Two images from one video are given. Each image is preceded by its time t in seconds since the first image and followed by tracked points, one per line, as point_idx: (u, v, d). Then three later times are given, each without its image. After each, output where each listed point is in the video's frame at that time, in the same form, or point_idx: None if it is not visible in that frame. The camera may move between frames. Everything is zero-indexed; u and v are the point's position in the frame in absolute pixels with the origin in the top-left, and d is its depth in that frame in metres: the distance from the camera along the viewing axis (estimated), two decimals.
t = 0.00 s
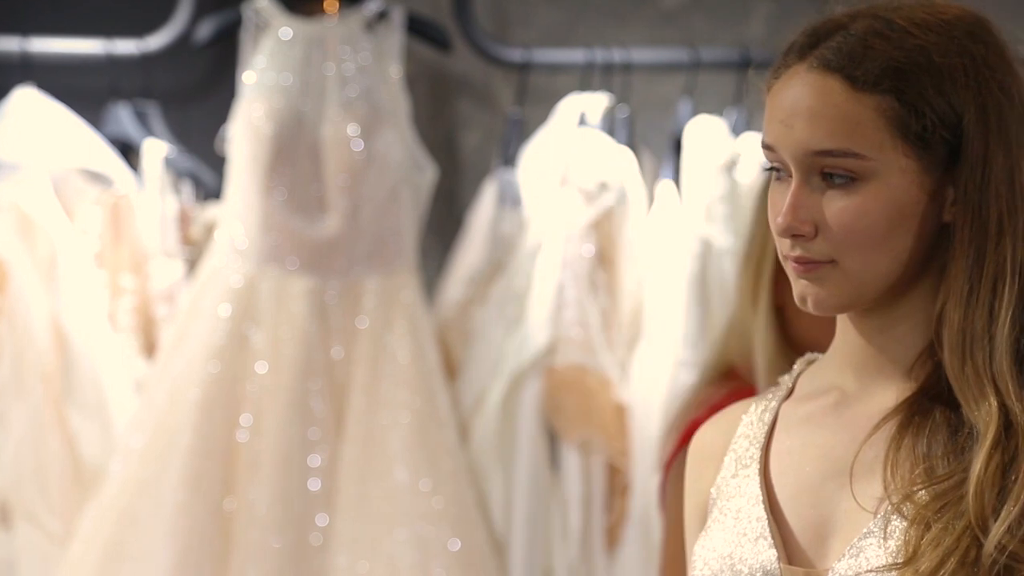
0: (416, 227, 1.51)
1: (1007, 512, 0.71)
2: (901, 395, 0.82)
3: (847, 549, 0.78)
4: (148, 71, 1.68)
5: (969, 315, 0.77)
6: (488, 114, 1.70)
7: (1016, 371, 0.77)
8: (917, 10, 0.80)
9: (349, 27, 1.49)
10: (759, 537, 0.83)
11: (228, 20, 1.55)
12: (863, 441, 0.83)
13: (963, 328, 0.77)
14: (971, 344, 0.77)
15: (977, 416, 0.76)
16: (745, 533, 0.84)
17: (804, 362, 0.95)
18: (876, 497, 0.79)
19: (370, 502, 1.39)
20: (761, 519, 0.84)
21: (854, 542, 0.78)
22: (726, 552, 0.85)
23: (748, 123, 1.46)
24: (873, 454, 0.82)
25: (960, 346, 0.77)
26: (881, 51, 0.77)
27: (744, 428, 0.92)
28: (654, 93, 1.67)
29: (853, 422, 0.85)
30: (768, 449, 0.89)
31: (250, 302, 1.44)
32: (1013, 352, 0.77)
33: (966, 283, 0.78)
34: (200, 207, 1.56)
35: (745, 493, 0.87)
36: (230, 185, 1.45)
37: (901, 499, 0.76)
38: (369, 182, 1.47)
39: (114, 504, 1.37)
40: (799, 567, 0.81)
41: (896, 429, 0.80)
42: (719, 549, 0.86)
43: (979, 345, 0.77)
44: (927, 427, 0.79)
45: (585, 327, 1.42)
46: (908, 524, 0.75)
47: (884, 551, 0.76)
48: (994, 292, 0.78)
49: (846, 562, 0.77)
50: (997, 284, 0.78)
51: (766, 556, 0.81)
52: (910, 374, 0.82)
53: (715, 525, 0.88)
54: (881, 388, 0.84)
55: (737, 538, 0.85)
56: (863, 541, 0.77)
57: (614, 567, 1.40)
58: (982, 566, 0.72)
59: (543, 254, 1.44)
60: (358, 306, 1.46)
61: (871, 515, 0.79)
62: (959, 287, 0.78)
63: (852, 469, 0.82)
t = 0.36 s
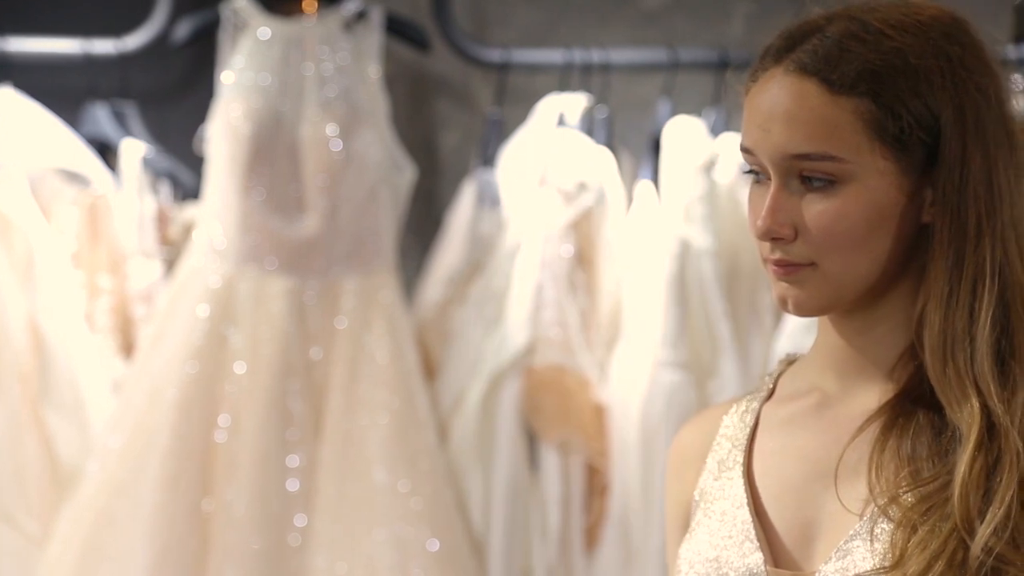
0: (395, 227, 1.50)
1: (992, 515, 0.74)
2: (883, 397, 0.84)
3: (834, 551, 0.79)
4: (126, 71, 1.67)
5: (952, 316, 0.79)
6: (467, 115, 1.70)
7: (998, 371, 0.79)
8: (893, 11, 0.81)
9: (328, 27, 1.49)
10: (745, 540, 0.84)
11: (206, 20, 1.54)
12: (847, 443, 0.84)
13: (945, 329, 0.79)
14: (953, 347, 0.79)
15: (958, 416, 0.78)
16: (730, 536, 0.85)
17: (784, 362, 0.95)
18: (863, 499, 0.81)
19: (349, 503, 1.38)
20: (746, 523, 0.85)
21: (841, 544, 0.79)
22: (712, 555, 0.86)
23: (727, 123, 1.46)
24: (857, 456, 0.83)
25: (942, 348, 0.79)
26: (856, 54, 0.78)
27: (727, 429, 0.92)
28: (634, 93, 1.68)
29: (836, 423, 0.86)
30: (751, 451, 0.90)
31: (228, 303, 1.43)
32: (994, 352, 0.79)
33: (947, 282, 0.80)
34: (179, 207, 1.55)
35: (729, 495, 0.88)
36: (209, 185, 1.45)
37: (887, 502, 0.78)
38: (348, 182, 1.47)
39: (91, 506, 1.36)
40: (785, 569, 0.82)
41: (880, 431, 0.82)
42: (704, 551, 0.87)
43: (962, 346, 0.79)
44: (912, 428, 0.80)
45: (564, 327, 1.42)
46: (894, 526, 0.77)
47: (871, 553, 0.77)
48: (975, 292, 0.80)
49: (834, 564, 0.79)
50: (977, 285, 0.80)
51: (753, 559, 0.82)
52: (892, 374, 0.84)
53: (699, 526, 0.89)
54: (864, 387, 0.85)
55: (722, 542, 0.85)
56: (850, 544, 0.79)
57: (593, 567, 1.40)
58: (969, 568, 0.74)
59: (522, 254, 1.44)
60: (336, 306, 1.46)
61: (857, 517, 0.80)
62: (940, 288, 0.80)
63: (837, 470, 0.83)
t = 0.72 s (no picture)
0: (373, 228, 1.50)
1: (972, 516, 0.76)
2: (862, 397, 0.85)
3: (814, 551, 0.80)
4: (103, 71, 1.67)
5: (932, 314, 0.80)
6: (444, 115, 1.70)
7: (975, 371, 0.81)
8: (882, 11, 0.82)
9: (305, 28, 1.49)
10: (726, 540, 0.84)
11: (183, 20, 1.53)
12: (827, 443, 0.85)
13: (925, 328, 0.80)
14: (933, 345, 0.80)
15: (937, 416, 0.79)
16: (709, 536, 0.85)
17: (759, 362, 0.96)
18: (842, 499, 0.82)
19: (327, 505, 1.38)
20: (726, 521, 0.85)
21: (821, 544, 0.80)
22: (692, 554, 0.86)
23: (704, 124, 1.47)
24: (837, 456, 0.84)
25: (922, 347, 0.80)
26: (841, 50, 0.79)
27: (705, 429, 0.93)
28: (612, 93, 1.68)
29: (814, 423, 0.87)
30: (729, 450, 0.90)
31: (206, 304, 1.42)
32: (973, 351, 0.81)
33: (927, 279, 0.81)
34: (155, 207, 1.54)
35: (708, 494, 0.88)
36: (185, 186, 1.44)
37: (868, 503, 0.78)
38: (326, 182, 1.47)
39: (67, 506, 1.35)
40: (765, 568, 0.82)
41: (859, 433, 0.83)
42: (683, 550, 0.87)
43: (941, 345, 0.80)
44: (891, 429, 0.82)
45: (542, 327, 1.42)
46: (875, 528, 0.78)
47: (852, 554, 0.78)
48: (954, 291, 0.81)
49: (816, 564, 0.79)
50: (957, 284, 0.81)
51: (732, 557, 0.83)
52: (871, 373, 0.85)
53: (678, 525, 0.89)
54: (843, 386, 0.86)
55: (702, 542, 0.86)
56: (830, 544, 0.79)
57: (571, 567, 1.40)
58: (949, 568, 0.76)
59: (500, 255, 1.44)
60: (314, 306, 1.46)
61: (837, 517, 0.81)
62: (920, 284, 0.81)
63: (817, 470, 0.84)
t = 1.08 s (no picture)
0: (354, 227, 1.49)
1: (931, 508, 0.75)
2: (844, 392, 0.86)
3: (785, 544, 0.82)
4: (83, 72, 1.66)
5: (908, 308, 0.81)
6: (425, 115, 1.71)
7: (948, 365, 0.80)
8: (874, 10, 0.83)
9: (285, 29, 1.49)
10: (703, 533, 0.87)
11: (164, 20, 1.53)
12: (806, 439, 0.87)
13: (901, 322, 0.81)
14: (907, 340, 0.80)
15: (907, 408, 0.80)
16: (690, 529, 0.88)
17: (758, 360, 0.98)
18: (816, 494, 0.83)
19: (307, 505, 1.38)
20: (706, 518, 0.87)
21: (792, 539, 0.82)
22: (672, 547, 0.88)
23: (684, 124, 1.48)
24: (814, 452, 0.86)
25: (897, 341, 0.81)
26: (829, 46, 0.81)
27: (699, 427, 0.95)
28: (591, 93, 1.69)
29: (798, 418, 0.89)
30: (720, 446, 0.93)
31: (186, 304, 1.42)
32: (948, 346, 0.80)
33: (905, 274, 0.81)
34: (135, 207, 1.53)
35: (693, 488, 0.90)
36: (166, 186, 1.44)
37: (838, 497, 0.80)
38: (307, 182, 1.46)
39: (47, 506, 1.35)
40: (742, 563, 0.84)
41: (836, 430, 0.84)
42: (666, 543, 0.89)
43: (915, 340, 0.80)
44: (867, 427, 0.82)
45: (522, 327, 1.42)
46: (843, 521, 0.79)
47: (820, 547, 0.79)
48: (931, 286, 0.81)
49: (786, 558, 0.81)
50: (934, 278, 0.81)
51: (709, 553, 0.85)
52: (856, 371, 0.86)
53: (664, 521, 0.91)
54: (829, 383, 0.88)
55: (683, 534, 0.88)
56: (799, 537, 0.81)
57: (551, 567, 1.41)
58: (908, 560, 0.75)
59: (480, 255, 1.44)
60: (295, 306, 1.45)
61: (810, 512, 0.82)
62: (899, 279, 0.81)
63: (794, 466, 0.86)
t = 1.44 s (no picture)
0: (326, 226, 1.48)
1: (888, 505, 0.76)
2: (818, 385, 0.88)
3: (753, 540, 0.83)
4: (52, 71, 1.65)
5: (875, 304, 0.81)
6: (397, 115, 1.70)
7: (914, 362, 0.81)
8: (856, 10, 0.84)
9: (256, 28, 1.48)
10: (677, 529, 0.88)
11: (134, 18, 1.52)
12: (777, 436, 0.88)
13: (868, 317, 0.81)
14: (873, 336, 0.81)
15: (872, 405, 0.80)
16: (666, 524, 0.90)
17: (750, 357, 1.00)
18: (784, 490, 0.84)
19: (278, 505, 1.38)
20: (682, 513, 0.89)
21: (758, 535, 0.83)
22: (649, 542, 0.90)
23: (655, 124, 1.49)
24: (784, 449, 0.87)
25: (864, 336, 0.81)
26: (806, 42, 0.83)
27: (689, 422, 0.98)
28: (563, 93, 1.69)
29: (775, 411, 0.90)
30: (703, 442, 0.94)
31: (156, 304, 1.41)
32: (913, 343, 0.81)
33: (873, 269, 0.82)
34: (105, 207, 1.51)
35: (673, 484, 0.92)
36: (137, 186, 1.44)
37: (802, 494, 0.81)
38: (278, 182, 1.46)
39: (15, 506, 1.37)
40: (713, 558, 0.86)
41: (806, 428, 0.85)
42: (644, 538, 0.91)
43: (881, 336, 0.81)
44: (834, 425, 0.83)
45: (493, 326, 1.43)
46: (805, 518, 0.80)
47: (783, 544, 0.81)
48: (899, 284, 0.81)
49: (753, 555, 0.82)
50: (903, 276, 0.81)
51: (682, 547, 0.87)
52: (830, 367, 0.88)
53: (647, 514, 0.93)
54: (804, 378, 0.90)
55: (660, 530, 0.90)
56: (764, 534, 0.82)
57: (522, 566, 1.41)
58: (865, 556, 0.76)
59: (451, 255, 1.45)
60: (265, 306, 1.44)
61: (778, 508, 0.83)
62: (867, 273, 0.82)
63: (765, 462, 0.87)
